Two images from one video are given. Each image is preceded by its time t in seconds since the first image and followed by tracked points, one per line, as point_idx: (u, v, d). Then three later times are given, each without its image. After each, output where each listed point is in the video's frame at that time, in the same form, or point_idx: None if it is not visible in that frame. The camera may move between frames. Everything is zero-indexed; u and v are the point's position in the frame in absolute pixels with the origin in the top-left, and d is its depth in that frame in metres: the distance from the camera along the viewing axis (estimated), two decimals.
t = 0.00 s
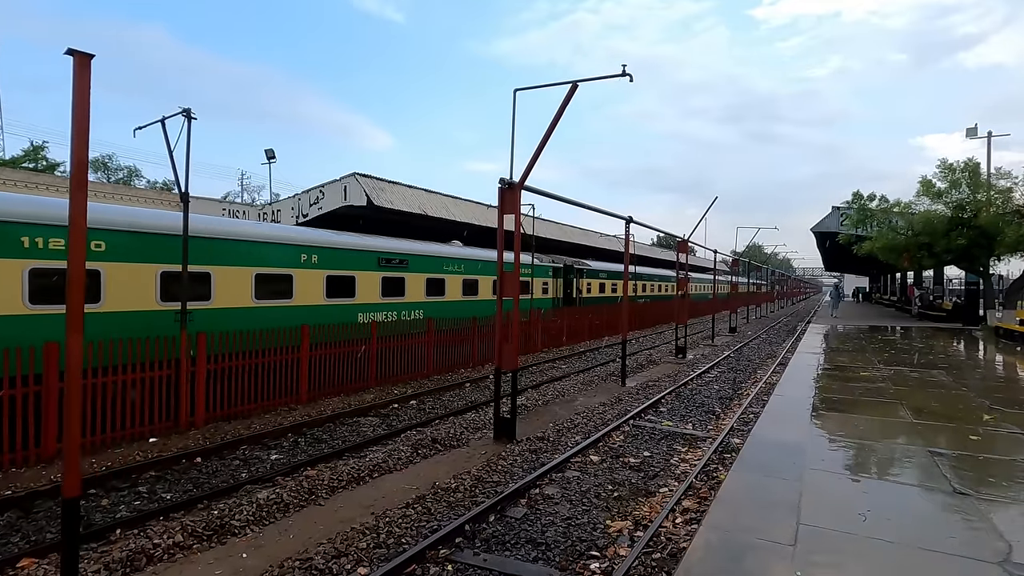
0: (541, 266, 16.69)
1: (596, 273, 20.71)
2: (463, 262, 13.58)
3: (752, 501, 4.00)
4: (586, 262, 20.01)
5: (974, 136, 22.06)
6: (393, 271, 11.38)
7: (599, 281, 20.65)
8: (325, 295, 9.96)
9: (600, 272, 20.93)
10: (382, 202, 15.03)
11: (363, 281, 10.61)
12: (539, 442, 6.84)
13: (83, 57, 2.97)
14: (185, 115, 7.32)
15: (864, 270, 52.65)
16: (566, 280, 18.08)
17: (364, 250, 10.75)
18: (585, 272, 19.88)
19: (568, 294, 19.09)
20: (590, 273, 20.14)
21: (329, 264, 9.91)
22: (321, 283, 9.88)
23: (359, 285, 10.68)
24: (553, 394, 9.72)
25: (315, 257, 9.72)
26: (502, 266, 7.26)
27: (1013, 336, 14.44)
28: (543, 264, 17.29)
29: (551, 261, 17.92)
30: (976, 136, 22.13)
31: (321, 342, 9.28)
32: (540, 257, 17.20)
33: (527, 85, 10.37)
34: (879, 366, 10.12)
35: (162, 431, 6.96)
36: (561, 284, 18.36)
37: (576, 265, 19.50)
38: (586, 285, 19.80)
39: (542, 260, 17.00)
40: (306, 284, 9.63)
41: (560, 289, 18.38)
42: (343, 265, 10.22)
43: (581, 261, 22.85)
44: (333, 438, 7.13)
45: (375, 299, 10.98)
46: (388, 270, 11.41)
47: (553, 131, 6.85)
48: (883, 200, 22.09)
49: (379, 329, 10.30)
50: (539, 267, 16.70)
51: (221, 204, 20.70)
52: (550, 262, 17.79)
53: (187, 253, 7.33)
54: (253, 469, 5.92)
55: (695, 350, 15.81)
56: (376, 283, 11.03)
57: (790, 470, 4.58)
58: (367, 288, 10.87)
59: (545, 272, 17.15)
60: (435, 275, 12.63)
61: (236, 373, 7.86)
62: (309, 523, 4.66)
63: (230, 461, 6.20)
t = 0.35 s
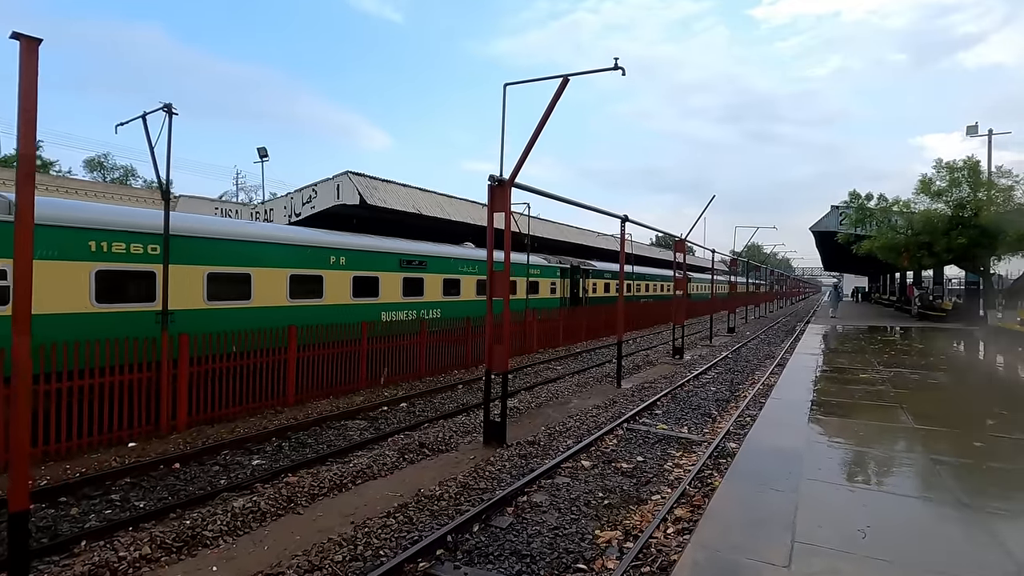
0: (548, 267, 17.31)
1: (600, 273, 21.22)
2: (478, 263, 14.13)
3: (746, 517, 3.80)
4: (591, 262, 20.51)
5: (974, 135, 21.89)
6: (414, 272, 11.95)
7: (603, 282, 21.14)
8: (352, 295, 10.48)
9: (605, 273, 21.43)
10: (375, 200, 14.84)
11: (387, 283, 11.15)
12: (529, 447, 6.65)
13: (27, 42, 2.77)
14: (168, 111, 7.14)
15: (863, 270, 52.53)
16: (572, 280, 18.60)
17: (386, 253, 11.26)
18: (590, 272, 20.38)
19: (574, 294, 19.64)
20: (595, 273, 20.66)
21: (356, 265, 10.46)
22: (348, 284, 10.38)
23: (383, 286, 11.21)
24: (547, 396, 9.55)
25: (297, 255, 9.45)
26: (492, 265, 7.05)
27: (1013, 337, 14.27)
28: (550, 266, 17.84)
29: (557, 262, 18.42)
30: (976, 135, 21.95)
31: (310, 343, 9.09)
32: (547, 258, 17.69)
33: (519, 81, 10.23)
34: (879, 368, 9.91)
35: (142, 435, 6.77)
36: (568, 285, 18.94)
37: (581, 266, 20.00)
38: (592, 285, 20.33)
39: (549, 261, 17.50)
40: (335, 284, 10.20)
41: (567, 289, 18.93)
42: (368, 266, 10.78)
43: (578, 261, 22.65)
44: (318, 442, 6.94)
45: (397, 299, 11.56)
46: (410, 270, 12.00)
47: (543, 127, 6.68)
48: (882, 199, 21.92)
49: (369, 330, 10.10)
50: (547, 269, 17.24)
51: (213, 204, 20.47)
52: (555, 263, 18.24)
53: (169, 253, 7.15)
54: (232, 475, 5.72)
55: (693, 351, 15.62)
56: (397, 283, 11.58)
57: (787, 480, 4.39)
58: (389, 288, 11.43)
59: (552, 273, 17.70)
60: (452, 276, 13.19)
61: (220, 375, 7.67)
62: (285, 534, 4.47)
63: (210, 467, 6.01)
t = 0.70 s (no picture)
0: (555, 267, 18.01)
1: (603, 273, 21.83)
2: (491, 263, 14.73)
3: (741, 530, 3.64)
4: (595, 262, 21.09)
5: (971, 133, 21.79)
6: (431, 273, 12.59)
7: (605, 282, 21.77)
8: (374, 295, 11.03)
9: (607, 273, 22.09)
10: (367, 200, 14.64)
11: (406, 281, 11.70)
12: (519, 451, 6.47)
13: None
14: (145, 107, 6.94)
15: (860, 269, 52.51)
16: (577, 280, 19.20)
17: (404, 254, 11.88)
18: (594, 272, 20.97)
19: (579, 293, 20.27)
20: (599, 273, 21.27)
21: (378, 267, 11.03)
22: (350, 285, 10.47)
23: (402, 285, 11.78)
24: (540, 397, 9.39)
25: (285, 254, 9.28)
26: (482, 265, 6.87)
27: (1011, 337, 14.16)
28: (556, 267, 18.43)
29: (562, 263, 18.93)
30: (974, 133, 21.84)
31: (297, 345, 8.89)
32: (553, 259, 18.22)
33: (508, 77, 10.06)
34: (877, 370, 9.76)
35: (121, 441, 6.57)
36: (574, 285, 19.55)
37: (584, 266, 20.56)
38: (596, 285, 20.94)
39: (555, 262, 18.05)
40: (359, 284, 10.75)
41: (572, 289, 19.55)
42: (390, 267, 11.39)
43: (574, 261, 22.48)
44: (303, 447, 6.75)
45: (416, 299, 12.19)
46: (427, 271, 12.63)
47: (533, 124, 6.51)
48: (880, 198, 21.81)
49: (358, 331, 9.91)
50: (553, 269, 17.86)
51: (204, 203, 20.25)
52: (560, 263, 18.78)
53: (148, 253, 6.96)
54: (212, 483, 5.53)
55: (689, 352, 15.47)
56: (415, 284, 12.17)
57: (783, 490, 4.22)
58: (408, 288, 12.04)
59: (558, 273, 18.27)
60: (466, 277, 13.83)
61: (203, 378, 7.47)
62: (262, 545, 4.29)
63: (190, 474, 5.81)
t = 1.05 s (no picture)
0: (562, 267, 18.70)
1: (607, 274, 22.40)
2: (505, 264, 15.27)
3: (741, 546, 3.43)
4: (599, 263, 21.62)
5: (972, 131, 21.64)
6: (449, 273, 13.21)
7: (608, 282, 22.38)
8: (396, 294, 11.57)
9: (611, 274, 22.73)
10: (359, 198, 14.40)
11: (407, 281, 11.71)
12: (511, 456, 6.26)
13: None
14: (123, 99, 6.69)
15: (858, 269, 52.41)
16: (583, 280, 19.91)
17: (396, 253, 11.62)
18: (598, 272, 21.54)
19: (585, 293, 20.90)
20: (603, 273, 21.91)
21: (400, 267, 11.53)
22: (339, 284, 10.22)
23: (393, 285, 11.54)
24: (534, 399, 9.17)
25: (273, 254, 9.06)
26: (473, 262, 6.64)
27: (1013, 337, 14.01)
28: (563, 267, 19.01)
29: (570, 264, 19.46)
30: (974, 130, 21.70)
31: (285, 346, 8.64)
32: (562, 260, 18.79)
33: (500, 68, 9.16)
34: (879, 371, 9.59)
35: (98, 446, 6.35)
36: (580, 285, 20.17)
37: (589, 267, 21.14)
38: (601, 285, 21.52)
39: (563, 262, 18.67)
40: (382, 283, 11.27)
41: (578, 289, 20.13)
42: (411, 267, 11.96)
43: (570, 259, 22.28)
44: (288, 452, 6.52)
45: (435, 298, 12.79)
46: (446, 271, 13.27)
47: (526, 117, 6.32)
48: (880, 196, 21.65)
49: (349, 331, 9.68)
50: (561, 270, 18.51)
51: (196, 202, 19.95)
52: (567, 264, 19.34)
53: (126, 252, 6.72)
54: (189, 491, 5.30)
55: (687, 352, 15.27)
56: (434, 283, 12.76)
57: (786, 504, 3.99)
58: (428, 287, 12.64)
59: (564, 273, 18.89)
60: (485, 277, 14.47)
61: (186, 380, 7.23)
62: (237, 558, 4.07)
63: (168, 480, 5.58)
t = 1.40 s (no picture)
0: (571, 268, 19.12)
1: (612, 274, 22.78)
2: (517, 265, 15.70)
3: (740, 565, 3.24)
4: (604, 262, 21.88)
5: (974, 128, 21.45)
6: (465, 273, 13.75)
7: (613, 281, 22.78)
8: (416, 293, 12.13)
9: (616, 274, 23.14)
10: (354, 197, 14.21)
11: (402, 281, 11.55)
12: (504, 462, 6.08)
13: None
14: (106, 94, 6.50)
15: (859, 268, 52.19)
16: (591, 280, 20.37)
17: (391, 253, 11.45)
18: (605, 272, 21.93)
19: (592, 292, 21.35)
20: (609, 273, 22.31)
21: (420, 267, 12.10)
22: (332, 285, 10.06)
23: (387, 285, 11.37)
24: (530, 402, 8.98)
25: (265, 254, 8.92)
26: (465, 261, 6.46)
27: (1017, 339, 13.83)
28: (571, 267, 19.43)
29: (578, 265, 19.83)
30: (977, 128, 21.51)
31: (274, 348, 8.45)
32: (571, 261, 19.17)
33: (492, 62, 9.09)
34: (881, 373, 9.42)
35: (79, 451, 6.18)
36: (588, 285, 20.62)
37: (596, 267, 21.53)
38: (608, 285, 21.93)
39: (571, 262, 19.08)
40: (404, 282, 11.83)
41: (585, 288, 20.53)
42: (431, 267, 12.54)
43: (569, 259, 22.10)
44: (274, 458, 6.33)
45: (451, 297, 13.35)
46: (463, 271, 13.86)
47: (519, 112, 6.14)
48: (882, 195, 21.47)
49: (340, 332, 9.49)
50: (569, 270, 18.98)
51: (190, 200, 19.74)
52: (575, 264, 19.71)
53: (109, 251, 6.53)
54: (169, 498, 5.13)
55: (686, 352, 15.08)
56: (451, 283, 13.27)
57: (787, 519, 3.79)
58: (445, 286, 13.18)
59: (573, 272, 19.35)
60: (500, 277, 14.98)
61: (171, 383, 7.04)
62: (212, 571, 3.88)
63: (148, 488, 5.40)
